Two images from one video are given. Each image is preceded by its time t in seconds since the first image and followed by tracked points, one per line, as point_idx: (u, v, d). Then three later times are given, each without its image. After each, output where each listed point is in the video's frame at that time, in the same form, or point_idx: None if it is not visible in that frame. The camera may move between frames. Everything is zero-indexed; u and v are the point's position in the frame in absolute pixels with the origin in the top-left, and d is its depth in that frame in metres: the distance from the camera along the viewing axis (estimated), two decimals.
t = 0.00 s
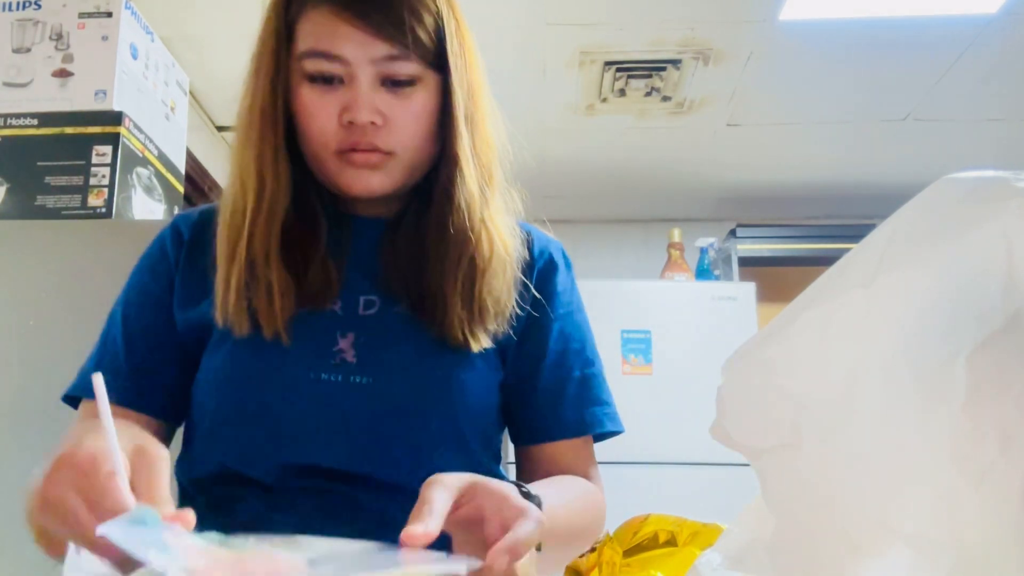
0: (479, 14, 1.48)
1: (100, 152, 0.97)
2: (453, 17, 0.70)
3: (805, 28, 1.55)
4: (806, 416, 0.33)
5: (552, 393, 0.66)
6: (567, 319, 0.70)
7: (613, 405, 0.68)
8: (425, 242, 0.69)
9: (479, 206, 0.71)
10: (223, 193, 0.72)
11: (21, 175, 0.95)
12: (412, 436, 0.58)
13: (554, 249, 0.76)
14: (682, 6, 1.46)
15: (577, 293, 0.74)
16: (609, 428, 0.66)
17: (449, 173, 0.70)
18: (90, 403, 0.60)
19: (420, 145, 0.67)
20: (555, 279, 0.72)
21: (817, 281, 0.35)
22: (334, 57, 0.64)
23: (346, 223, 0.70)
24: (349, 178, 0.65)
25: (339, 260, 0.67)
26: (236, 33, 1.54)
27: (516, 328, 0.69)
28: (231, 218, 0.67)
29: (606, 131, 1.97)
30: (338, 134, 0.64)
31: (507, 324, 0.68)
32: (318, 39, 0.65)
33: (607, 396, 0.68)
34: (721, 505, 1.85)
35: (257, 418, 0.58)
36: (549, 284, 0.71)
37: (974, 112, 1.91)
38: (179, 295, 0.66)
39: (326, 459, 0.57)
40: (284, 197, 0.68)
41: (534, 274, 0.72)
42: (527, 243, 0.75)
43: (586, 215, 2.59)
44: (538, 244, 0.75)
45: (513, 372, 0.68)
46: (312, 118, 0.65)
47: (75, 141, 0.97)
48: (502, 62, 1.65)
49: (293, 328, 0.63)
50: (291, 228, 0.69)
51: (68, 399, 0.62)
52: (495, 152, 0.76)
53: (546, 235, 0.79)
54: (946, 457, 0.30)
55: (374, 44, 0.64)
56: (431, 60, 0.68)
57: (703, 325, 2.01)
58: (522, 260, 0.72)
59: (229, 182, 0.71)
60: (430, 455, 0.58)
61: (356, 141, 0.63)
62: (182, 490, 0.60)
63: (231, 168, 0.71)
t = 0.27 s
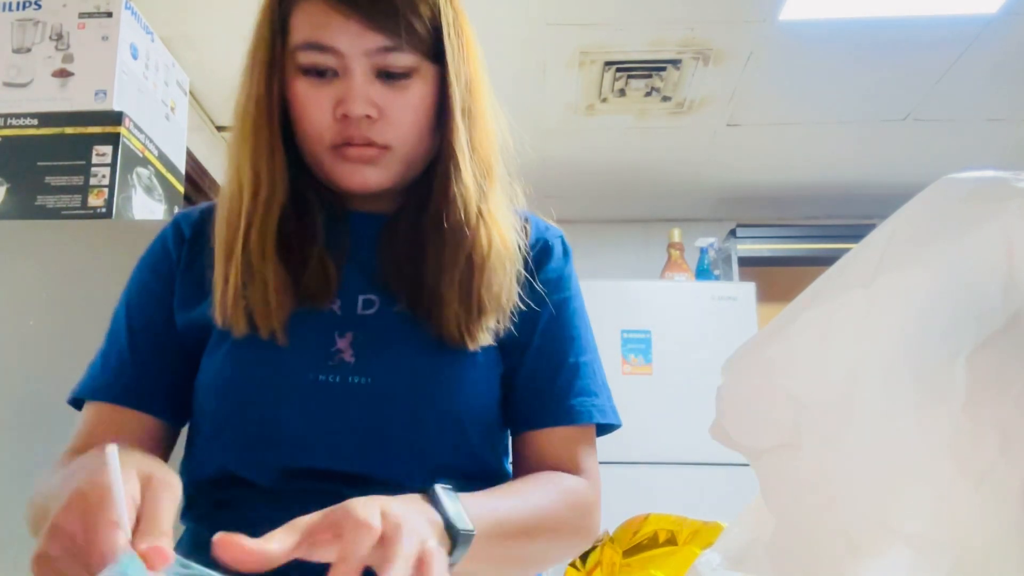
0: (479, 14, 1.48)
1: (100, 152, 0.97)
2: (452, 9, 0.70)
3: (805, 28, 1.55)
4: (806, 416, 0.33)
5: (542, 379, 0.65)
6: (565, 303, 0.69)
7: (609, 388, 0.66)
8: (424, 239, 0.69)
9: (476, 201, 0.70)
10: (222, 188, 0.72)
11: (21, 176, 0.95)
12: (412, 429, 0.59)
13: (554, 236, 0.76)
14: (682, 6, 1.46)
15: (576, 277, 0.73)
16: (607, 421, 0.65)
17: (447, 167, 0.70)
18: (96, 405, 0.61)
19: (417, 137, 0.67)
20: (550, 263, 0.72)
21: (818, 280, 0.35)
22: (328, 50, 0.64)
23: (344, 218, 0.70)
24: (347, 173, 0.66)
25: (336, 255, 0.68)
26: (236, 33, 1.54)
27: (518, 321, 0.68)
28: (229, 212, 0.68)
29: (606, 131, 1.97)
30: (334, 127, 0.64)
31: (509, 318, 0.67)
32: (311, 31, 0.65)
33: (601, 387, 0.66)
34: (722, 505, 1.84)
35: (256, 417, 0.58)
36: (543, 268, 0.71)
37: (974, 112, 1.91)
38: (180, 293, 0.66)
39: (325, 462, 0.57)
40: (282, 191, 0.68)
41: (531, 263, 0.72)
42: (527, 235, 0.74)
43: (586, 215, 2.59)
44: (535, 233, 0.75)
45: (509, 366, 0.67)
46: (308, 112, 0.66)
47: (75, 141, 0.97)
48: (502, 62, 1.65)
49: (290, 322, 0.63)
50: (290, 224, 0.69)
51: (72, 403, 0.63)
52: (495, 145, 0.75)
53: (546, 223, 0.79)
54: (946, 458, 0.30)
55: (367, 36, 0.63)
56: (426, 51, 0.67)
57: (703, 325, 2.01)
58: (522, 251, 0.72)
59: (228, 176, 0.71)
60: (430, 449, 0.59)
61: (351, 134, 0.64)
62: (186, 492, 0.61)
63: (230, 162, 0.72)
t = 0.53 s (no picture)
0: (479, 14, 1.48)
1: (100, 152, 0.97)
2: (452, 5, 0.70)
3: (805, 28, 1.55)
4: (805, 417, 0.33)
5: (541, 378, 0.65)
6: (565, 300, 0.69)
7: (609, 390, 0.67)
8: (422, 238, 0.69)
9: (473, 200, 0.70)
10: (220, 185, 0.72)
11: (21, 176, 0.95)
12: (411, 427, 0.59)
13: (555, 233, 0.76)
14: (682, 6, 1.46)
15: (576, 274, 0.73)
16: (608, 420, 0.65)
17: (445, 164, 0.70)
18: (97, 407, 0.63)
19: (415, 134, 0.67)
20: (549, 260, 0.72)
21: (818, 280, 0.35)
22: (324, 45, 0.64)
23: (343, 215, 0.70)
24: (345, 170, 0.66)
25: (334, 252, 0.68)
26: (235, 33, 1.53)
27: (518, 320, 0.68)
28: (228, 210, 0.68)
29: (606, 131, 1.97)
30: (331, 124, 0.64)
31: (507, 317, 0.67)
32: (308, 26, 0.65)
33: (600, 385, 0.66)
34: (721, 505, 1.85)
35: (254, 415, 0.58)
36: (542, 267, 0.71)
37: (974, 113, 1.91)
38: (179, 291, 0.67)
39: (322, 461, 0.57)
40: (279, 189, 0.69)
41: (531, 261, 0.72)
42: (527, 232, 0.75)
43: (586, 215, 2.59)
44: (535, 230, 0.75)
45: (508, 364, 0.67)
46: (305, 108, 0.66)
47: (75, 141, 0.97)
48: (502, 62, 1.65)
49: (287, 321, 0.63)
50: (288, 224, 0.69)
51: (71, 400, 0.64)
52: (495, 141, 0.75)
53: (546, 219, 0.79)
54: (946, 459, 0.30)
55: (364, 31, 0.63)
56: (425, 46, 0.67)
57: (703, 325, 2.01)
58: (521, 249, 0.72)
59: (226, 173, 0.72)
60: (428, 448, 0.58)
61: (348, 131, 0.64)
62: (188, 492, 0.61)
63: (228, 159, 0.72)
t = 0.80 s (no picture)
0: (479, 15, 1.48)
1: (100, 152, 0.97)
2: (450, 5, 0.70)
3: (806, 28, 1.54)
4: (804, 418, 0.33)
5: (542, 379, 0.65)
6: (564, 302, 0.69)
7: (608, 388, 0.67)
8: (421, 241, 0.69)
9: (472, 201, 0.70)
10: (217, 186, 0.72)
11: (21, 176, 0.95)
12: (409, 429, 0.58)
13: (554, 232, 0.77)
14: (682, 6, 1.46)
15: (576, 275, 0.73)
16: (606, 419, 0.65)
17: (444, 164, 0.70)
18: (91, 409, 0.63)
19: (414, 134, 0.67)
20: (549, 261, 0.72)
21: (818, 281, 0.35)
22: (322, 45, 0.64)
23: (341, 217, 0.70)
24: (343, 171, 0.66)
25: (333, 254, 0.68)
26: (235, 33, 1.53)
27: (517, 322, 0.68)
28: (226, 211, 0.68)
29: (606, 131, 1.97)
30: (329, 125, 0.64)
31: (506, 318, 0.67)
32: (306, 26, 0.65)
33: (600, 386, 0.66)
34: (721, 505, 1.85)
35: (253, 417, 0.58)
36: (542, 268, 0.71)
37: (974, 113, 1.91)
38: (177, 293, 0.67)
39: (321, 463, 0.57)
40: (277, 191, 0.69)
41: (530, 262, 0.72)
42: (527, 233, 0.75)
43: (586, 215, 2.59)
44: (534, 230, 0.75)
45: (508, 366, 0.67)
46: (303, 108, 0.65)
47: (75, 141, 0.97)
48: (502, 62, 1.65)
49: (287, 328, 0.63)
50: (287, 226, 0.69)
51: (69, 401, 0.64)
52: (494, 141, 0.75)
53: (545, 218, 0.79)
54: (946, 459, 0.30)
55: (362, 31, 0.63)
56: (423, 46, 0.67)
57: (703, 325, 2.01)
58: (521, 250, 0.72)
59: (223, 173, 0.71)
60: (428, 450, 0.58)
61: (346, 132, 0.64)
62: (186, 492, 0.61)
63: (225, 158, 0.72)
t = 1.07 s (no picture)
0: (479, 15, 1.48)
1: (100, 152, 0.97)
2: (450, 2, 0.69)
3: (806, 27, 1.54)
4: (805, 418, 0.33)
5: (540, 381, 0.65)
6: (563, 304, 0.70)
7: (605, 390, 0.67)
8: (419, 239, 0.69)
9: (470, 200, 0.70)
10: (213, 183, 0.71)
11: (21, 176, 0.95)
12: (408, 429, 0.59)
13: (554, 234, 0.77)
14: (682, 5, 1.46)
15: (574, 276, 0.74)
16: (603, 422, 0.65)
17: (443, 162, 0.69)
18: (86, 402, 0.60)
19: (412, 131, 0.67)
20: (549, 262, 0.72)
21: (818, 281, 0.35)
22: (320, 41, 0.63)
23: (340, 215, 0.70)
24: (341, 170, 0.66)
25: (332, 253, 0.67)
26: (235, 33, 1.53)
27: (515, 323, 0.68)
28: (223, 209, 0.67)
29: (606, 131, 1.97)
30: (328, 123, 0.64)
31: (503, 319, 0.67)
32: (303, 22, 0.64)
33: (597, 389, 0.66)
34: (721, 505, 1.85)
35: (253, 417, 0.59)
36: (540, 270, 0.71)
37: (973, 113, 1.91)
38: (173, 289, 0.66)
39: (321, 463, 0.58)
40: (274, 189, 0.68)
41: (529, 264, 0.72)
42: (527, 233, 0.75)
43: (586, 215, 2.59)
44: (533, 231, 0.75)
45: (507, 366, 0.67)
46: (300, 105, 0.65)
47: (75, 141, 0.97)
48: (503, 62, 1.65)
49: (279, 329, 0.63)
50: (284, 224, 0.69)
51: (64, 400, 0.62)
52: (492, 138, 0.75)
53: (543, 218, 0.79)
54: (946, 459, 0.30)
55: (360, 27, 0.63)
56: (422, 43, 0.67)
57: (702, 325, 2.01)
58: (519, 251, 0.72)
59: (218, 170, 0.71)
60: (426, 455, 0.59)
61: (345, 131, 0.63)
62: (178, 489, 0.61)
63: (220, 155, 0.71)
